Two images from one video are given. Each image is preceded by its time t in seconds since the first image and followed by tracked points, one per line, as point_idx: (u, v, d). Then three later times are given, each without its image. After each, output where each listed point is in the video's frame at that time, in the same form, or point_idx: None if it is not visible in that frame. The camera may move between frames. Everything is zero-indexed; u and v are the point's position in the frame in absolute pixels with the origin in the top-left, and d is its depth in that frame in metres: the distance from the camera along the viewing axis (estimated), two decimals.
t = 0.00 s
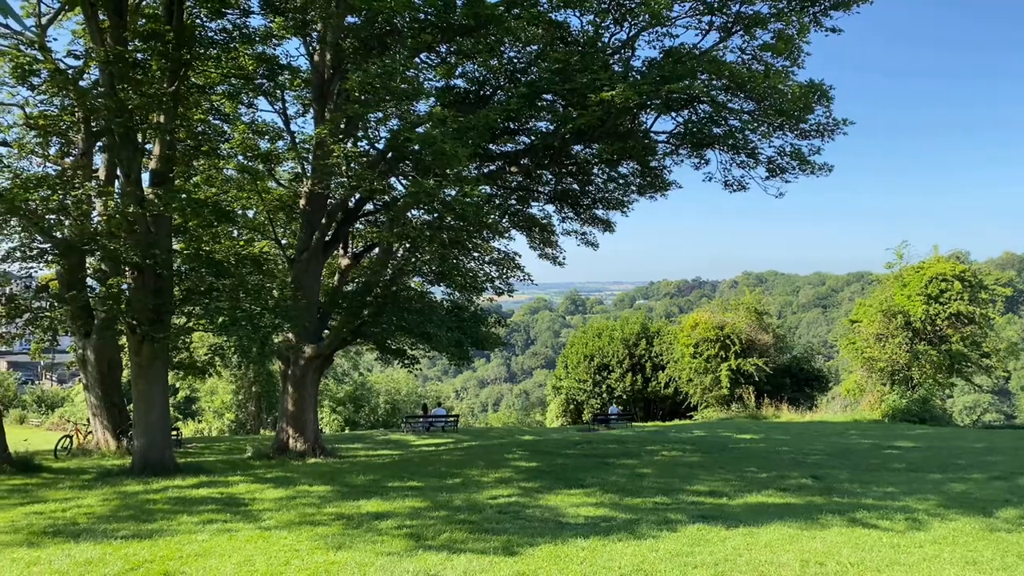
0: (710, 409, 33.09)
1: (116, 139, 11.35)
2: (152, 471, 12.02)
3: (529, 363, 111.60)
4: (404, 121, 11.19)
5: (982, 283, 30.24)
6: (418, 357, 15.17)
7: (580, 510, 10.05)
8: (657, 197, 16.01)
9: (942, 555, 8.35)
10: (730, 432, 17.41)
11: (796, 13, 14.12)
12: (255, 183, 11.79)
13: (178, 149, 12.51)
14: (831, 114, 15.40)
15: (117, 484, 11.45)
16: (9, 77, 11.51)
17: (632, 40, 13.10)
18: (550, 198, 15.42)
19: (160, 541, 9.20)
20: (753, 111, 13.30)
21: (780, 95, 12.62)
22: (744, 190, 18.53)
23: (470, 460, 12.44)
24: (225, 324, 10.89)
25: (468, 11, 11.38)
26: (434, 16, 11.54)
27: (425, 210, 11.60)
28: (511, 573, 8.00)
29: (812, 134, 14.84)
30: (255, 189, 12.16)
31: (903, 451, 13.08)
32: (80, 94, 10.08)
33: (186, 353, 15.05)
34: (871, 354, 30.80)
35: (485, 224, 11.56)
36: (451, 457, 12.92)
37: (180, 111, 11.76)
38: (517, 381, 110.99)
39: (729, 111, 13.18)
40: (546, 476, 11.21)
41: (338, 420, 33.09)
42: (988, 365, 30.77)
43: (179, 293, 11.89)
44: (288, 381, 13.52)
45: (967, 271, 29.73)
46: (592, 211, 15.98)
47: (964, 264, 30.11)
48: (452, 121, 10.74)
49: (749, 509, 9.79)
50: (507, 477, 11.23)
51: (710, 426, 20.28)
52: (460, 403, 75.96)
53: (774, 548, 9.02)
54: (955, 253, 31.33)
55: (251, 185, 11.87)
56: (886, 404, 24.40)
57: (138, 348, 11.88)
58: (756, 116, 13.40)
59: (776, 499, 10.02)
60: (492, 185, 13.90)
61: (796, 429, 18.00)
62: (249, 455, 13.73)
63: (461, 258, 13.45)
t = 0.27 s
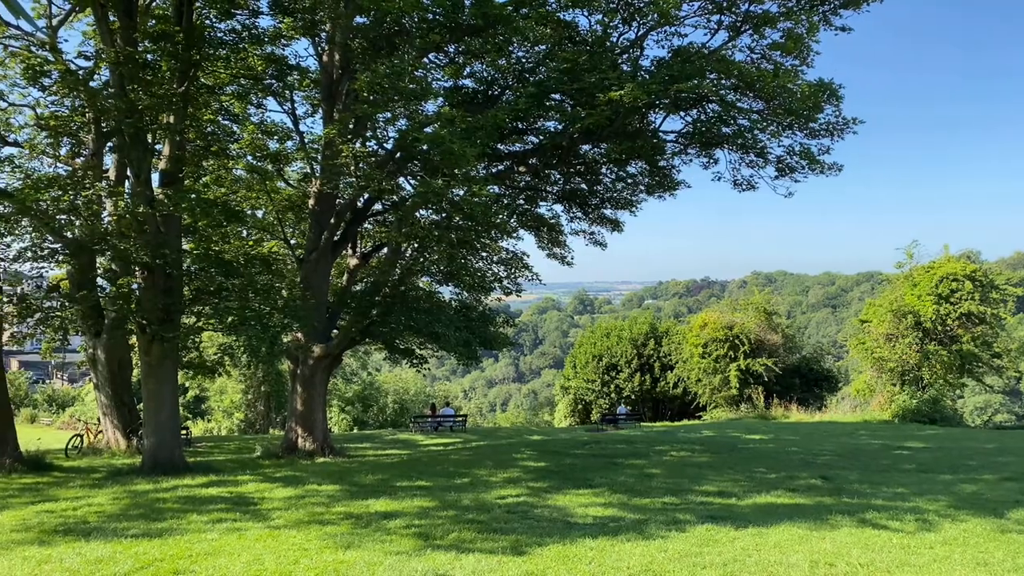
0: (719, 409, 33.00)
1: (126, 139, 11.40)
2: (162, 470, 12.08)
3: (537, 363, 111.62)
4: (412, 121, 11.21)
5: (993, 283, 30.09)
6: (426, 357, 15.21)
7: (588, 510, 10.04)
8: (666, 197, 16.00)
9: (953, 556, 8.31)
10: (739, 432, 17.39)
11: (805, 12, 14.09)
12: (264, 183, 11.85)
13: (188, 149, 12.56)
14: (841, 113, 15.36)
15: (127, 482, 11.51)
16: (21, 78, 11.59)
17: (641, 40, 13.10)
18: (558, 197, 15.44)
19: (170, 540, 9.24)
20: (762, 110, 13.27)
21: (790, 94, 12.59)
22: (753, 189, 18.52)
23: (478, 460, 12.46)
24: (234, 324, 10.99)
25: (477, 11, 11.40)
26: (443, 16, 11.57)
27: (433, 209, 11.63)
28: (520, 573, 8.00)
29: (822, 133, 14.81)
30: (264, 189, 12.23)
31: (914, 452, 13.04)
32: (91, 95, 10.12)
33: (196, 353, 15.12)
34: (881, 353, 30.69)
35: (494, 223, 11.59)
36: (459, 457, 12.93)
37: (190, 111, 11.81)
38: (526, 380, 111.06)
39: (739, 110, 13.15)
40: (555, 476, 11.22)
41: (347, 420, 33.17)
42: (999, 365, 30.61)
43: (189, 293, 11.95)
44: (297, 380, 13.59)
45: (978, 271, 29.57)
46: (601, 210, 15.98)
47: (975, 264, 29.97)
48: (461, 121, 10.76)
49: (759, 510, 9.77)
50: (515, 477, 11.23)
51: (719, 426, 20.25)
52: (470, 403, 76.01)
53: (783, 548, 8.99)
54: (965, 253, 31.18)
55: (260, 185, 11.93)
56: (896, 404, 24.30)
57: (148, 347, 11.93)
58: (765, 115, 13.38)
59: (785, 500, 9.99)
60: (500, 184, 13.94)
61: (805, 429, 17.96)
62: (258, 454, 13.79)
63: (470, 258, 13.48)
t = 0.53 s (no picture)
0: (728, 410, 32.95)
1: (136, 140, 11.46)
2: (172, 470, 12.14)
3: (546, 363, 111.58)
4: (421, 121, 11.24)
5: (1004, 283, 29.94)
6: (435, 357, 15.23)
7: (597, 510, 10.03)
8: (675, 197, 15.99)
9: (964, 557, 8.26)
10: (748, 433, 17.36)
11: (815, 11, 14.07)
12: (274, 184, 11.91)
13: (198, 150, 12.61)
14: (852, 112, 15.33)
15: (137, 482, 11.57)
16: (33, 80, 11.67)
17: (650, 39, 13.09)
18: (567, 198, 15.45)
19: (180, 539, 9.27)
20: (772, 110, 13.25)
21: (800, 94, 12.56)
22: (762, 189, 18.52)
23: (486, 460, 12.49)
24: (244, 324, 11.05)
25: (486, 11, 11.44)
26: (451, 16, 11.61)
27: (441, 210, 11.67)
28: (529, 573, 8.00)
29: (832, 133, 14.78)
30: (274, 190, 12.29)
31: (925, 453, 12.98)
32: (102, 96, 10.17)
33: (206, 353, 15.20)
34: (891, 354, 30.55)
35: (502, 224, 11.60)
36: (467, 457, 12.95)
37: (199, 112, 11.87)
38: (534, 380, 111.09)
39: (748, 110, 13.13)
40: (563, 476, 11.22)
41: (356, 420, 33.25)
42: (1010, 366, 30.46)
43: (198, 293, 12.01)
44: (306, 380, 13.64)
45: (989, 271, 29.44)
46: (609, 211, 15.97)
47: (986, 264, 29.84)
48: (469, 121, 10.78)
49: (768, 511, 9.74)
50: (524, 477, 11.24)
51: (729, 426, 20.22)
52: (478, 403, 76.04)
53: (792, 550, 8.96)
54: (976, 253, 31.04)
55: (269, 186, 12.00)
56: (907, 405, 24.19)
57: (158, 347, 11.99)
58: (775, 115, 13.36)
59: (794, 501, 9.96)
60: (508, 184, 13.96)
61: (815, 430, 17.92)
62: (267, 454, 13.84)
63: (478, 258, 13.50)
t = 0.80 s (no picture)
0: (735, 411, 32.93)
1: (144, 141, 11.49)
2: (179, 469, 12.19)
3: (552, 364, 111.53)
4: (427, 122, 11.27)
5: (1013, 284, 29.86)
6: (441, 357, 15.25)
7: (603, 511, 10.03)
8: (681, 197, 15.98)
9: (972, 559, 8.23)
10: (755, 434, 17.32)
11: (822, 11, 14.08)
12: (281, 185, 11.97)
13: (205, 151, 12.65)
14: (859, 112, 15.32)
15: (144, 481, 11.61)
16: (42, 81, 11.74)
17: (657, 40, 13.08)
18: (573, 198, 15.46)
19: (187, 538, 9.30)
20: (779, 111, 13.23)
21: (807, 94, 12.55)
22: (770, 189, 18.55)
23: (492, 460, 12.51)
24: (251, 324, 11.12)
25: (492, 12, 11.48)
26: (457, 17, 11.66)
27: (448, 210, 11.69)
28: (535, 573, 8.00)
29: (839, 133, 14.77)
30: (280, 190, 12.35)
31: (932, 454, 12.95)
32: (109, 97, 10.20)
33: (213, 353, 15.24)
34: (899, 355, 30.41)
35: (508, 224, 11.62)
36: (474, 457, 12.96)
37: (206, 113, 11.92)
38: (540, 381, 111.09)
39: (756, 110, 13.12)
40: (569, 477, 11.23)
41: (363, 420, 33.31)
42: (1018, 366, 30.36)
43: (206, 293, 12.06)
44: (313, 380, 13.68)
45: (998, 272, 29.40)
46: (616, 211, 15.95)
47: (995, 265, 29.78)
48: (476, 122, 10.80)
49: (775, 511, 9.73)
50: (530, 478, 11.24)
51: (736, 427, 20.19)
52: (485, 404, 76.03)
53: (799, 551, 8.94)
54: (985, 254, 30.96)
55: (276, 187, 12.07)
56: (914, 406, 24.10)
57: (165, 347, 12.04)
58: (781, 115, 13.36)
59: (801, 502, 9.94)
60: (515, 185, 13.99)
61: (822, 431, 17.88)
62: (274, 453, 13.89)
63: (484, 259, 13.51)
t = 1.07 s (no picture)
0: (741, 412, 32.87)
1: (152, 142, 11.53)
2: (186, 469, 12.23)
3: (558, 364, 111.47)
4: (433, 123, 11.30)
5: (1021, 285, 29.86)
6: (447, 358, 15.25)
7: (609, 512, 10.02)
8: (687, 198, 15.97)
9: (980, 561, 8.19)
10: (762, 436, 17.29)
11: (829, 12, 14.11)
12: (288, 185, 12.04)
13: (212, 152, 12.69)
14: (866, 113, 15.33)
15: (152, 481, 11.64)
16: (51, 83, 11.81)
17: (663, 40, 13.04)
18: (579, 199, 15.46)
19: (194, 538, 9.32)
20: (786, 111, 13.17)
21: (814, 95, 12.53)
22: (777, 190, 18.61)
23: (499, 461, 12.52)
24: (258, 325, 11.19)
25: (499, 13, 11.52)
26: (464, 18, 11.72)
27: (454, 211, 11.70)
28: (541, 573, 8.00)
29: (846, 134, 14.75)
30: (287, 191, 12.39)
31: (940, 456, 12.91)
32: (117, 98, 10.23)
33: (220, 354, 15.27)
34: (907, 356, 30.21)
35: (514, 225, 11.63)
36: (480, 458, 12.96)
37: (213, 114, 11.96)
38: (546, 381, 111.08)
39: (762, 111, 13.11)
40: (575, 478, 11.24)
41: (369, 420, 33.39)
42: None
43: (213, 293, 12.09)
44: (319, 381, 13.70)
45: (1006, 273, 29.48)
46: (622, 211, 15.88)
47: (1003, 267, 29.81)
48: (482, 123, 10.82)
49: (781, 513, 9.71)
50: (536, 478, 11.25)
51: (743, 428, 20.15)
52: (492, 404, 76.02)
53: (806, 552, 8.91)
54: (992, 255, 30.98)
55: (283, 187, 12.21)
56: (922, 407, 24.00)
57: (172, 348, 12.05)
58: (788, 116, 13.36)
59: (808, 503, 9.92)
60: (521, 186, 14.01)
61: (829, 433, 17.83)
62: (281, 454, 13.92)
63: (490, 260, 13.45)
